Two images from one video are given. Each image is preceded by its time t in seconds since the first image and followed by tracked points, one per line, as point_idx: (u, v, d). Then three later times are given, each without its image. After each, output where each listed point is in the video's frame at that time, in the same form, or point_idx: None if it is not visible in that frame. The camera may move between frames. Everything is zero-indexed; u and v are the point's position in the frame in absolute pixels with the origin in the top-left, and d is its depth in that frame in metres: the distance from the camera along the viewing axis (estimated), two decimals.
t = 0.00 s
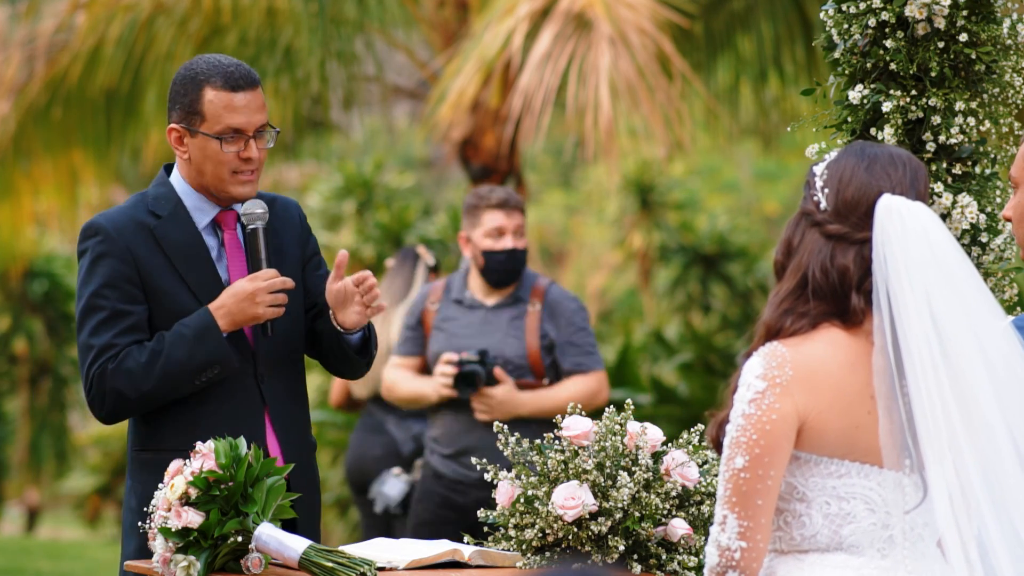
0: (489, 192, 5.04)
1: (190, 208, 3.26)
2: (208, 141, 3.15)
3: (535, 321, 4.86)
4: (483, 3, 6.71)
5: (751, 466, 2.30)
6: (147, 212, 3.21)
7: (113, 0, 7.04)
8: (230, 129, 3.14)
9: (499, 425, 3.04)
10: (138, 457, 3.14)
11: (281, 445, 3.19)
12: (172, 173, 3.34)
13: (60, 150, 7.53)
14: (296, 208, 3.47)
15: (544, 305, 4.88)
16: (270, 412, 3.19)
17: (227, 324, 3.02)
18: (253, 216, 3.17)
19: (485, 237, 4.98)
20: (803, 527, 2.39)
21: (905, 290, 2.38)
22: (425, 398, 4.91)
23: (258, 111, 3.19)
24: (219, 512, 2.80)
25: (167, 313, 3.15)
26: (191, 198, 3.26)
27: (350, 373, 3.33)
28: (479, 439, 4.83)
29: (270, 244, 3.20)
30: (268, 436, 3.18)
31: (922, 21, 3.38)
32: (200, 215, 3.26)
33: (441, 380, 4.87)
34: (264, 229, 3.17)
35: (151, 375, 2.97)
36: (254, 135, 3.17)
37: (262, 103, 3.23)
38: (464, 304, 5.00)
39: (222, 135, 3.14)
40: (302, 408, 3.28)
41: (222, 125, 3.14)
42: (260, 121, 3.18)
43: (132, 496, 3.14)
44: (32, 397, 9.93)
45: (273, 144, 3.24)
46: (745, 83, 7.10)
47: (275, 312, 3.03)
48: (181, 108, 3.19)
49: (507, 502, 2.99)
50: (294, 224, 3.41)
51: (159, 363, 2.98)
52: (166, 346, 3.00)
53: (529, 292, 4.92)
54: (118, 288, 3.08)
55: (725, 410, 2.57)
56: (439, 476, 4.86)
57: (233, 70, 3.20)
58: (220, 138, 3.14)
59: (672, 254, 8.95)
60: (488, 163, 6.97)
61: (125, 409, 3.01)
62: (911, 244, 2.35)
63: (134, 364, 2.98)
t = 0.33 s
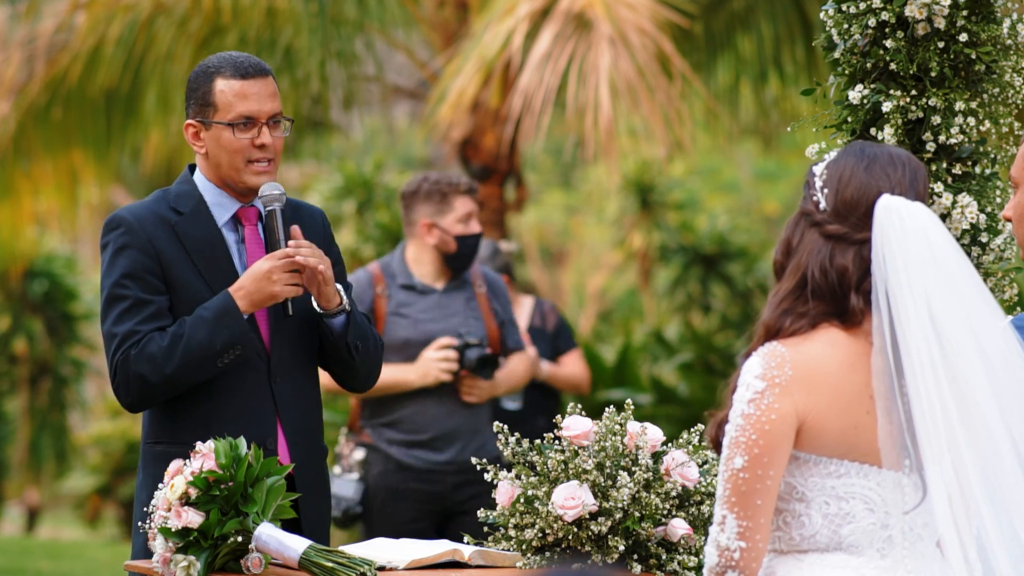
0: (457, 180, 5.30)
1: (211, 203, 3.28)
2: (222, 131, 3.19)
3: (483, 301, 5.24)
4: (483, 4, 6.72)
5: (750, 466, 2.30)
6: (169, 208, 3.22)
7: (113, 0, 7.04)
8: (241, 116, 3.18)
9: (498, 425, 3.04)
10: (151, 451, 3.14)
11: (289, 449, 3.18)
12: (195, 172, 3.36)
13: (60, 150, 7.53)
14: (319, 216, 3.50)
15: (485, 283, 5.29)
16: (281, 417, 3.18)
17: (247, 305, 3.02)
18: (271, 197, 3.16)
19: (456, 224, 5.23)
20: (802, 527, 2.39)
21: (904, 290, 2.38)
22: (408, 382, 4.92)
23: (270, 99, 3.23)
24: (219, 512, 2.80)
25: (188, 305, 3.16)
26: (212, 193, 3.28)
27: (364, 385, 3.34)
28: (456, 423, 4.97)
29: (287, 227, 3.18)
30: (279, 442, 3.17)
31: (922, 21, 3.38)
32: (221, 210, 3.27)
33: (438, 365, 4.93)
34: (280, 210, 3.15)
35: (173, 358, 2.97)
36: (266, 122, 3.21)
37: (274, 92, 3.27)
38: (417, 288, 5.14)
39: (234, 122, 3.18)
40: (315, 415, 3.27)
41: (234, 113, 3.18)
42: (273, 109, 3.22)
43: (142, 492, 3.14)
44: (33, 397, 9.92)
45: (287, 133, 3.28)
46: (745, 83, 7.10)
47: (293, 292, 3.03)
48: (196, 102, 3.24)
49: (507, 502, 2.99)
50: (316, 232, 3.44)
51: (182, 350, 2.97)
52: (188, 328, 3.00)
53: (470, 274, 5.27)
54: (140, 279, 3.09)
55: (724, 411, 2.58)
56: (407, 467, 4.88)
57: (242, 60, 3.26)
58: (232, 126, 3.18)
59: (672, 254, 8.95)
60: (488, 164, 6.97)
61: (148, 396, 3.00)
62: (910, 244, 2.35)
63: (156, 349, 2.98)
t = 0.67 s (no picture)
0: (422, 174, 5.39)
1: (215, 203, 3.28)
2: (230, 130, 3.19)
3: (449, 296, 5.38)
4: (483, 4, 6.72)
5: (751, 467, 2.30)
6: (172, 207, 3.22)
7: (113, 1, 7.04)
8: (250, 115, 3.19)
9: (498, 425, 3.04)
10: (147, 447, 3.14)
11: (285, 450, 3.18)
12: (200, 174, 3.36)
13: (60, 149, 7.53)
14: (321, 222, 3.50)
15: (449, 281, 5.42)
16: (278, 418, 3.18)
17: (246, 305, 3.03)
18: (275, 202, 3.18)
19: (426, 218, 5.32)
20: (803, 527, 2.39)
21: (904, 290, 2.38)
22: (412, 376, 4.96)
23: (280, 100, 3.24)
24: (219, 512, 2.80)
25: (186, 303, 3.16)
26: (216, 194, 3.28)
27: (360, 389, 3.37)
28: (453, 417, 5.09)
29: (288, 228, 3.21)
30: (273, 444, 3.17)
31: (922, 21, 3.38)
32: (224, 211, 3.28)
33: (443, 354, 5.02)
34: (285, 215, 3.18)
35: (169, 353, 2.97)
36: (275, 123, 3.21)
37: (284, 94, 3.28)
38: (399, 285, 5.17)
39: (243, 122, 3.19)
40: (314, 417, 3.27)
41: (243, 112, 3.19)
42: (283, 110, 3.23)
43: (139, 489, 3.14)
44: (33, 397, 9.92)
45: (296, 136, 3.29)
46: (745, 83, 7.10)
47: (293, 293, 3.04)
48: (206, 102, 3.25)
49: (507, 502, 2.99)
50: (318, 238, 3.43)
51: (178, 346, 2.97)
52: (185, 326, 3.00)
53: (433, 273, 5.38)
54: (139, 274, 3.09)
55: (727, 411, 2.57)
56: (411, 467, 4.95)
57: (253, 61, 3.27)
58: (242, 124, 3.19)
59: (672, 253, 8.95)
60: (488, 164, 6.97)
61: (145, 389, 3.00)
62: (910, 243, 2.35)
63: (152, 344, 2.98)
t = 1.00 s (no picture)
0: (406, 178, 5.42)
1: (194, 202, 3.29)
2: (213, 130, 3.19)
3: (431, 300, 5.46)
4: (483, 4, 6.72)
5: (759, 468, 2.30)
6: (151, 205, 3.23)
7: (113, 1, 7.03)
8: (235, 115, 3.19)
9: (499, 425, 3.04)
10: (133, 447, 3.13)
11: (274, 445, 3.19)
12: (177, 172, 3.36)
13: (60, 149, 7.53)
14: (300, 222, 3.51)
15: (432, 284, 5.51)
16: (267, 415, 3.19)
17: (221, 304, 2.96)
18: (263, 196, 3.20)
19: (407, 221, 5.32)
20: (804, 527, 2.39)
21: (905, 290, 2.38)
22: (395, 377, 5.02)
23: (263, 100, 3.25)
24: (219, 512, 2.80)
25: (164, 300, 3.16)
26: (195, 193, 3.29)
27: (339, 386, 3.38)
28: (434, 419, 5.18)
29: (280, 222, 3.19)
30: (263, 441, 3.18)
31: (922, 21, 3.38)
32: (204, 209, 3.29)
33: (426, 358, 5.06)
34: (274, 207, 3.19)
35: (128, 347, 2.95)
36: (259, 123, 3.22)
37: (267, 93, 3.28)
38: (383, 287, 5.21)
39: (229, 122, 3.19)
40: (298, 413, 3.28)
41: (228, 111, 3.19)
42: (264, 110, 3.23)
43: (128, 490, 3.12)
44: (32, 397, 9.91)
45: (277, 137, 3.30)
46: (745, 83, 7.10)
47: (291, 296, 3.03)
48: (189, 100, 3.24)
49: (507, 502, 2.99)
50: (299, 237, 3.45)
51: (138, 339, 2.95)
52: (150, 319, 2.98)
53: (416, 278, 5.43)
54: (118, 271, 3.10)
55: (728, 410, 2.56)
56: (390, 462, 5.02)
57: (237, 62, 3.27)
58: (227, 125, 3.19)
59: (672, 254, 8.95)
60: (488, 164, 6.97)
61: (110, 381, 2.99)
62: (910, 243, 2.35)
63: (118, 333, 2.97)
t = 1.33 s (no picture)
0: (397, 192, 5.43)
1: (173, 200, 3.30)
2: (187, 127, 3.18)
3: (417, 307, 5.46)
4: (483, 4, 6.71)
5: (760, 462, 2.29)
6: (131, 203, 3.24)
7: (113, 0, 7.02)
8: (208, 111, 3.18)
9: (499, 425, 3.04)
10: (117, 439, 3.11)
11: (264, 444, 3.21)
12: (155, 170, 3.36)
13: (60, 149, 7.53)
14: (280, 214, 3.52)
15: (419, 292, 5.50)
16: (252, 413, 3.19)
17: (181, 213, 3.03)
18: (246, 194, 3.31)
19: (369, 227, 5.37)
20: (802, 526, 2.40)
21: (905, 290, 2.38)
22: (349, 378, 5.09)
23: (234, 94, 3.24)
24: (219, 512, 2.80)
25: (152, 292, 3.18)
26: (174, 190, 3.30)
27: (322, 381, 3.42)
28: (394, 418, 5.18)
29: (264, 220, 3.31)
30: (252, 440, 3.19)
31: (922, 21, 3.38)
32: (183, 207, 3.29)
33: (379, 362, 5.11)
34: (257, 207, 3.30)
35: (106, 295, 2.94)
36: (232, 117, 3.21)
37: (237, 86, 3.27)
38: (355, 287, 5.32)
39: (201, 118, 3.18)
40: (285, 411, 3.29)
41: (200, 108, 3.18)
42: (236, 104, 3.22)
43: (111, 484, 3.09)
44: (33, 397, 9.90)
45: (251, 129, 3.28)
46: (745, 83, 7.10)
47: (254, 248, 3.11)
48: (159, 100, 3.23)
49: (507, 502, 2.99)
50: (280, 233, 3.46)
51: (112, 282, 2.95)
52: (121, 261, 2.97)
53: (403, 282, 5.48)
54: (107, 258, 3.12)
55: (726, 411, 2.56)
56: (344, 454, 5.03)
57: (205, 56, 3.25)
58: (199, 121, 3.17)
59: (671, 253, 8.96)
60: (488, 164, 6.97)
61: (97, 339, 2.94)
62: (910, 241, 2.35)
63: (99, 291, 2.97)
